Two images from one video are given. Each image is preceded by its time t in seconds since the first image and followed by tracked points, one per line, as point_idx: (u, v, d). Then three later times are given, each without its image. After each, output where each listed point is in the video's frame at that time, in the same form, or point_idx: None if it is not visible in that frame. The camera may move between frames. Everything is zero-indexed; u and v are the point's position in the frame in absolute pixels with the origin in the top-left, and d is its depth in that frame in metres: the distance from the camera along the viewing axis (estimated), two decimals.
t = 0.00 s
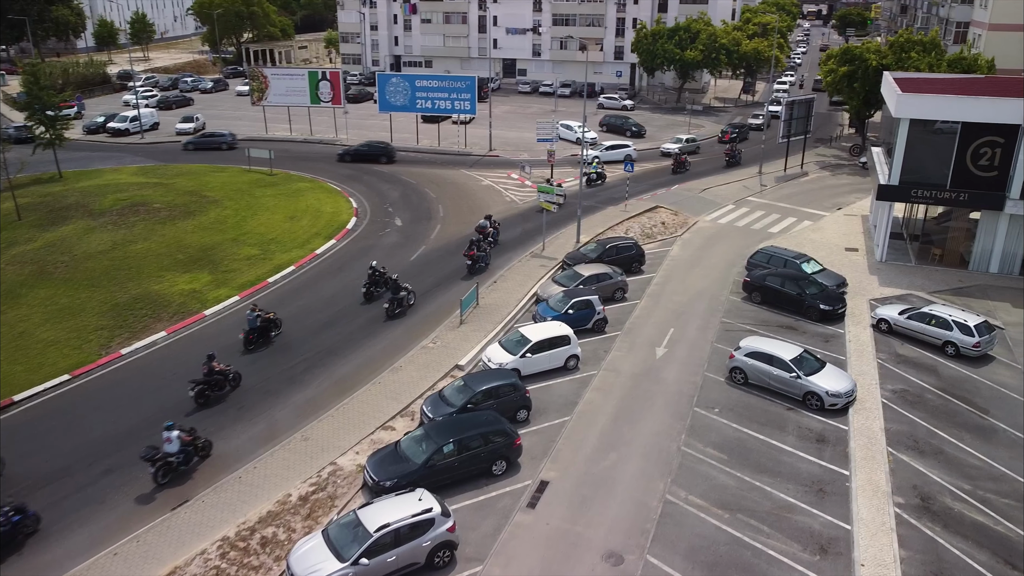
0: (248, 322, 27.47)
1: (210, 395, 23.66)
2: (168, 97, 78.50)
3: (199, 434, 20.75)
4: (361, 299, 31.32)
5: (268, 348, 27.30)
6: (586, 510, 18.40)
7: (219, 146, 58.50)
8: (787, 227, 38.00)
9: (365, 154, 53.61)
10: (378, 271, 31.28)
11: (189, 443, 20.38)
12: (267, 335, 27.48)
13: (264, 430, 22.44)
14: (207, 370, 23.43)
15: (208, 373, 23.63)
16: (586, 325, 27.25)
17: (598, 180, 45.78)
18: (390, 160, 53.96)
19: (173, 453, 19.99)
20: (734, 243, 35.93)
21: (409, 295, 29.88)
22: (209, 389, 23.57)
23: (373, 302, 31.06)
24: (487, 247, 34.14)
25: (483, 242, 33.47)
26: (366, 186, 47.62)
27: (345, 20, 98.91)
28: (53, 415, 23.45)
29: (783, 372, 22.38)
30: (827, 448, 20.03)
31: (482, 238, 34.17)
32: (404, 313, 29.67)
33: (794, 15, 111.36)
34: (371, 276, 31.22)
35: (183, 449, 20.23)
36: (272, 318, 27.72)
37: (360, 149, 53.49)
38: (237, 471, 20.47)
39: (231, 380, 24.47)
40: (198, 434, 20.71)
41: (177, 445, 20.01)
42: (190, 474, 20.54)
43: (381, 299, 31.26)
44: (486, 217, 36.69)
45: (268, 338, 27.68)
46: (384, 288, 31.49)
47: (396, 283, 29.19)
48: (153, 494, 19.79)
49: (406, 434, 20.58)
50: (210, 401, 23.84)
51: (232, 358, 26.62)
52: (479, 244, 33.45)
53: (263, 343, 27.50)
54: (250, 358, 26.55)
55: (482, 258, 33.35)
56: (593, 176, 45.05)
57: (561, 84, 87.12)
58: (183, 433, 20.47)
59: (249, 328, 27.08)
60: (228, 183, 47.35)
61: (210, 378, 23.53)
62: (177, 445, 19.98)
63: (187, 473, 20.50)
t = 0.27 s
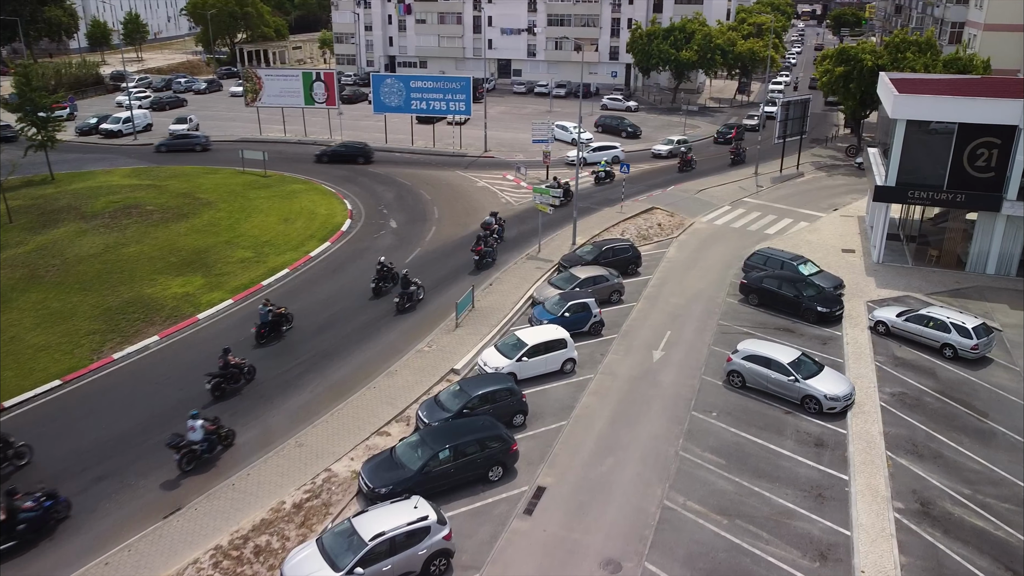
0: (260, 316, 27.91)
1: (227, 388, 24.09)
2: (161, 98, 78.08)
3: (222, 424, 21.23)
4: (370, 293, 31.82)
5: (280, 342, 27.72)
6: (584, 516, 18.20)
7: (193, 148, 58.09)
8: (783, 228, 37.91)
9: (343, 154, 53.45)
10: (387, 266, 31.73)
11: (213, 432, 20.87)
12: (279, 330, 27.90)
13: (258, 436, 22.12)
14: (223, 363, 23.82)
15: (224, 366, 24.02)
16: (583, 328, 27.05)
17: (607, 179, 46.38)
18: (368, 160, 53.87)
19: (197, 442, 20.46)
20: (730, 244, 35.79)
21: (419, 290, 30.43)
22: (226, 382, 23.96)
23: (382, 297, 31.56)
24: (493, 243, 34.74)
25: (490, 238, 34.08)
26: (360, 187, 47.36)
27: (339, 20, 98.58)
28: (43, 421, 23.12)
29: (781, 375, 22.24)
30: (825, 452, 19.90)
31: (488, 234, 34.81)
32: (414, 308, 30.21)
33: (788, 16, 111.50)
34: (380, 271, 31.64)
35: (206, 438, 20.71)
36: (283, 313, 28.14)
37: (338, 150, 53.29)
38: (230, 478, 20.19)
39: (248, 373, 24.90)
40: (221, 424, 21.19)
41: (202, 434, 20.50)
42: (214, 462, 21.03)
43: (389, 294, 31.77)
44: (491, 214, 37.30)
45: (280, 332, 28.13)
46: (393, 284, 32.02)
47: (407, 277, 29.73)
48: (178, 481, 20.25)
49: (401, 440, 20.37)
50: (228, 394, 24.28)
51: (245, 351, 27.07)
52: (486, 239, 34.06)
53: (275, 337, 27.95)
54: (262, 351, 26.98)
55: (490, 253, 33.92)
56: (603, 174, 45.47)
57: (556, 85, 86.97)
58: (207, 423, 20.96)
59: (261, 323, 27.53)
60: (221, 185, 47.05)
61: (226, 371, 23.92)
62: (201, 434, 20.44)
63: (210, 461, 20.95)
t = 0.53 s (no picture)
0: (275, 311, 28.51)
1: (247, 379, 24.70)
2: (155, 99, 77.68)
3: (250, 410, 21.94)
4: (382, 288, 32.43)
5: (295, 335, 28.37)
6: (582, 524, 17.98)
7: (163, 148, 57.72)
8: (780, 229, 37.77)
9: (318, 155, 53.70)
10: (397, 261, 32.40)
11: (242, 418, 21.57)
12: (292, 323, 28.51)
13: (252, 442, 21.83)
14: (242, 355, 24.36)
15: (242, 358, 24.56)
16: (580, 332, 26.85)
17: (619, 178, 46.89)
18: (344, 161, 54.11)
19: (228, 426, 21.19)
20: (728, 246, 35.64)
21: (430, 283, 31.08)
22: (246, 373, 24.53)
23: (392, 291, 32.17)
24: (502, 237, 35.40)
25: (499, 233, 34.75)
26: (356, 189, 47.09)
27: (334, 21, 98.24)
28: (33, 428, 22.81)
29: (780, 379, 22.07)
30: (825, 458, 19.73)
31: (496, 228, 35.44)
32: (426, 301, 30.87)
33: (784, 16, 111.49)
34: (391, 266, 32.29)
35: (236, 423, 21.43)
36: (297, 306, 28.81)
37: (313, 151, 53.61)
38: (223, 486, 19.92)
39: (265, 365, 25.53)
40: (249, 410, 21.91)
41: (231, 419, 21.21)
42: (242, 447, 21.72)
43: (400, 288, 32.42)
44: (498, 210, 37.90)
45: (294, 326, 28.75)
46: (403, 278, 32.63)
47: (419, 272, 30.36)
48: (210, 464, 20.92)
49: (397, 447, 20.13)
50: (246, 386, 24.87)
51: (261, 344, 27.62)
52: (495, 234, 34.71)
53: (289, 331, 28.55)
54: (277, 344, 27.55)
55: (499, 248, 34.63)
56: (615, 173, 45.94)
57: (552, 85, 86.74)
58: (236, 409, 21.66)
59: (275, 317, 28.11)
60: (215, 187, 46.73)
61: (244, 363, 24.47)
62: (232, 419, 21.19)
63: (241, 446, 21.68)
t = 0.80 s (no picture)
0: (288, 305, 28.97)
1: (266, 371, 25.22)
2: (150, 100, 77.36)
3: (275, 397, 22.55)
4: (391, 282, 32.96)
5: (308, 328, 28.86)
6: (581, 530, 17.80)
7: (135, 151, 57.60)
8: (779, 230, 37.64)
9: (297, 156, 53.37)
10: (405, 255, 32.98)
11: (268, 405, 22.17)
12: (305, 317, 28.96)
13: (247, 448, 21.59)
14: (258, 349, 24.76)
15: (258, 351, 24.97)
16: (577, 335, 26.67)
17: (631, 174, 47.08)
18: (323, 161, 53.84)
19: (255, 412, 21.77)
20: (726, 248, 35.50)
21: (440, 278, 31.64)
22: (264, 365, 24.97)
23: (401, 285, 32.72)
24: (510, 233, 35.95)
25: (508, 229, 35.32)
26: (352, 191, 46.87)
27: (330, 21, 98.00)
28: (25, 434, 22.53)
29: (779, 383, 21.91)
30: (826, 462, 19.57)
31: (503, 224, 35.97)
32: (436, 295, 31.44)
33: (781, 16, 111.43)
34: (399, 261, 32.89)
35: (263, 410, 22.03)
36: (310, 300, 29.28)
37: (292, 152, 53.28)
38: (218, 493, 19.69)
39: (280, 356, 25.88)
40: (275, 397, 22.51)
41: (258, 406, 21.79)
42: (268, 432, 22.34)
43: (410, 282, 32.99)
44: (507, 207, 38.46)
45: (307, 320, 29.17)
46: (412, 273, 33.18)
47: (429, 266, 30.92)
48: (239, 449, 21.55)
49: (394, 452, 19.93)
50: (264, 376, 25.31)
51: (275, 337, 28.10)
52: (504, 229, 35.28)
53: (302, 325, 29.02)
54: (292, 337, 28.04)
55: (507, 244, 35.15)
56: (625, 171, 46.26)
57: (549, 85, 86.57)
58: (262, 396, 22.25)
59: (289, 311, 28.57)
60: (210, 188, 46.46)
61: (260, 356, 24.87)
62: (259, 406, 21.77)
63: (268, 431, 22.30)
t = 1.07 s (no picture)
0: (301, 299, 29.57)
1: (283, 363, 25.88)
2: (146, 100, 77.10)
3: (299, 384, 23.26)
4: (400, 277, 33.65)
5: (320, 322, 29.45)
6: (579, 536, 17.62)
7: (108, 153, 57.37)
8: (777, 231, 37.53)
9: (275, 156, 53.16)
10: (414, 251, 33.69)
11: (293, 392, 22.86)
12: (319, 311, 29.58)
13: (242, 454, 21.38)
14: (271, 342, 25.33)
15: (272, 345, 25.54)
16: (575, 338, 26.50)
17: (641, 173, 47.50)
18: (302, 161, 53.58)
19: (281, 399, 22.47)
20: (724, 249, 35.37)
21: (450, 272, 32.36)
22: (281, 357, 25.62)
23: (411, 280, 33.41)
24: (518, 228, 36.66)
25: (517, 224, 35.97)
26: (349, 192, 46.67)
27: (327, 22, 97.76)
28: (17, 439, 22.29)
29: (779, 386, 21.77)
30: (826, 466, 19.44)
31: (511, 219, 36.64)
32: (447, 289, 32.14)
33: (777, 16, 111.30)
34: (408, 256, 33.62)
35: (288, 396, 22.72)
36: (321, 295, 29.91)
37: (270, 153, 53.10)
38: (213, 499, 19.49)
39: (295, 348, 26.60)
40: (298, 384, 23.21)
41: (283, 393, 22.48)
42: (294, 418, 23.06)
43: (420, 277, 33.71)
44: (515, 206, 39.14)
45: (320, 314, 29.81)
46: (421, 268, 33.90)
47: (440, 261, 31.62)
48: (267, 435, 22.23)
49: (390, 458, 19.74)
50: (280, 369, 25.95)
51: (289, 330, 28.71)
52: (512, 225, 35.99)
53: (315, 319, 29.61)
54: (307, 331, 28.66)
55: (515, 240, 35.84)
56: (634, 169, 46.73)
57: (546, 86, 86.40)
58: (286, 384, 22.93)
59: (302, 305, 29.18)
60: (205, 190, 46.22)
61: (274, 350, 25.44)
62: (284, 393, 22.46)
63: (293, 418, 22.97)
